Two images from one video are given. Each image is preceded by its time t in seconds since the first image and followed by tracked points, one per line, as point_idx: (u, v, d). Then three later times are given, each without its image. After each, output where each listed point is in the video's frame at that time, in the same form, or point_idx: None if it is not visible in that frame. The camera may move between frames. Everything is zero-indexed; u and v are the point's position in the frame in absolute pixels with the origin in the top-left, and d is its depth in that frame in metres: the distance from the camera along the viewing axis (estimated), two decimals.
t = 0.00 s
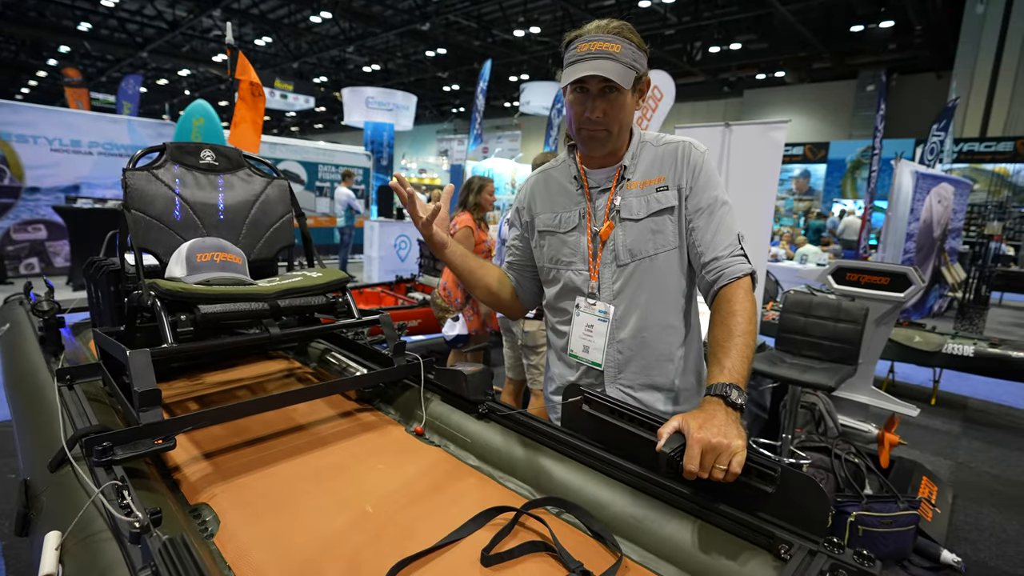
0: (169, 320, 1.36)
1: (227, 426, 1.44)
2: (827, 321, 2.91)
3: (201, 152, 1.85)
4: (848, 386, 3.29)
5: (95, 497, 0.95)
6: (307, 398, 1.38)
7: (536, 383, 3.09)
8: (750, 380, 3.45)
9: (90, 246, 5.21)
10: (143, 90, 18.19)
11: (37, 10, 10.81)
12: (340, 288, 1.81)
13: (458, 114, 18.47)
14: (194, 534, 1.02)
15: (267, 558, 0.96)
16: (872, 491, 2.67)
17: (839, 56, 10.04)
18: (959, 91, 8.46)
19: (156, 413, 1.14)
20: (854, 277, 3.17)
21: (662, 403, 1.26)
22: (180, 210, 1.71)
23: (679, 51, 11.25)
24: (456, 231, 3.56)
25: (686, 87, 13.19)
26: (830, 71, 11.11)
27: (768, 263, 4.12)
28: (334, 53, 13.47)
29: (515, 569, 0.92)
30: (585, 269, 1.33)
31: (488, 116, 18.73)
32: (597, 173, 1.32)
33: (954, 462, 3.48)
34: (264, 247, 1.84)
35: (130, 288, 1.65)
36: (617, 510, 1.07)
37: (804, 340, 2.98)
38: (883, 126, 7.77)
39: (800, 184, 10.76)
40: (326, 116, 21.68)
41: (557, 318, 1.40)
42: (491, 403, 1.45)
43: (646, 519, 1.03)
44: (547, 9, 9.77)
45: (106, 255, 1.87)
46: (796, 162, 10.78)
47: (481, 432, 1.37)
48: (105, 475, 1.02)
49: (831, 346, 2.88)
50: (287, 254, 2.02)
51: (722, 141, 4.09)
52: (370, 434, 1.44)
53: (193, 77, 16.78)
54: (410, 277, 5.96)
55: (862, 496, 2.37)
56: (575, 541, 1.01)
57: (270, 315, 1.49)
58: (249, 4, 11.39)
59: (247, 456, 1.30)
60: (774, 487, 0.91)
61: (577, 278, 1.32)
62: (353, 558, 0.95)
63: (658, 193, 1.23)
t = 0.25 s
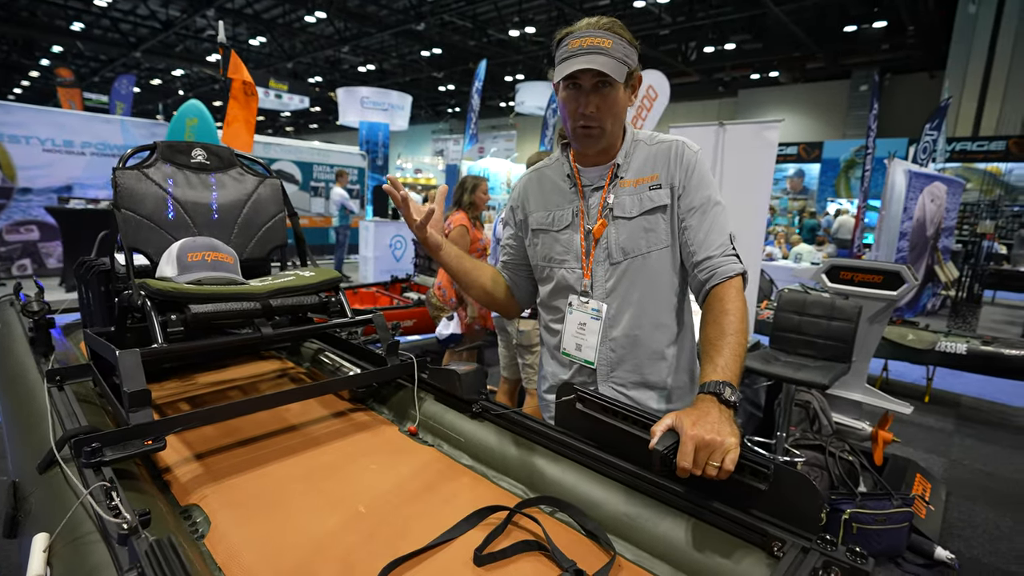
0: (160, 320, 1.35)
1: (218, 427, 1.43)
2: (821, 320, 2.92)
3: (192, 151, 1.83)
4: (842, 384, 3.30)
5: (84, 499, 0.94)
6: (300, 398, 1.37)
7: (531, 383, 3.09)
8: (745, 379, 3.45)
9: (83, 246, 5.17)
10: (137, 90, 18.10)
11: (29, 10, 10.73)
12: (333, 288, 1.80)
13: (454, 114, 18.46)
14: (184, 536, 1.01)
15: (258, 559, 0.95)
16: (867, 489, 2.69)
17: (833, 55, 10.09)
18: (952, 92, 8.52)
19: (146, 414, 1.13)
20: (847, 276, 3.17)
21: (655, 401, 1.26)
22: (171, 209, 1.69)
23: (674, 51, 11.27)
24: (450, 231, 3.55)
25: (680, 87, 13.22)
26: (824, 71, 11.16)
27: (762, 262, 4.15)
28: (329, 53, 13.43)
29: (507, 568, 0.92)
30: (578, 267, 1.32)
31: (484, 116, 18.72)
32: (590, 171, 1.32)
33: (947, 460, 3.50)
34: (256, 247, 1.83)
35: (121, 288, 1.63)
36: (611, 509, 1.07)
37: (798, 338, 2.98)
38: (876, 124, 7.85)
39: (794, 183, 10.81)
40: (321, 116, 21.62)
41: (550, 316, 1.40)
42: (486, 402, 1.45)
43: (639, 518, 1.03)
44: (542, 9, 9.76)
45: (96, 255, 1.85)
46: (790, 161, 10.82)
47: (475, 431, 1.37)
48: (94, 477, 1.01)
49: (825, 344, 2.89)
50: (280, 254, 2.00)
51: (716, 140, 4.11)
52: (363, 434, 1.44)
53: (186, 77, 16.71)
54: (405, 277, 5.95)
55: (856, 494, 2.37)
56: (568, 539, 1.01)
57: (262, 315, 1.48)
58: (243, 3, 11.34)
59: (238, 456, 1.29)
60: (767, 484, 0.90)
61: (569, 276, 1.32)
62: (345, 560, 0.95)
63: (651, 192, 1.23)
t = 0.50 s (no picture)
0: (145, 319, 1.33)
1: (206, 427, 1.42)
2: (813, 318, 2.93)
3: (180, 148, 1.82)
4: (835, 383, 3.30)
5: (64, 501, 0.93)
6: (288, 397, 1.36)
7: (525, 382, 3.08)
8: (739, 377, 3.46)
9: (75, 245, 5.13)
10: (131, 88, 17.98)
11: (21, 7, 10.64)
12: (323, 286, 1.78)
13: (450, 113, 18.43)
14: (168, 538, 1.00)
15: (243, 561, 0.94)
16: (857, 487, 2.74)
17: (828, 55, 10.12)
18: (945, 92, 8.56)
19: (130, 414, 1.12)
20: (840, 275, 3.19)
21: (643, 400, 1.25)
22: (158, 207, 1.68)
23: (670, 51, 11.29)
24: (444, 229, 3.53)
25: (676, 87, 13.24)
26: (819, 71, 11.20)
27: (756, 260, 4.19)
28: (325, 51, 13.37)
29: (493, 569, 0.91)
30: (567, 266, 1.32)
31: (480, 115, 18.70)
32: (580, 170, 1.31)
33: (940, 458, 3.51)
34: (245, 245, 1.81)
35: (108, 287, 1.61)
36: (599, 509, 1.06)
37: (791, 337, 2.99)
38: (870, 124, 7.86)
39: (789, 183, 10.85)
40: (317, 115, 21.55)
41: (540, 316, 1.40)
42: (476, 401, 1.44)
43: (627, 517, 1.02)
44: (538, 8, 9.75)
45: (83, 254, 1.83)
46: (785, 161, 10.86)
47: (464, 431, 1.36)
48: (75, 478, 1.00)
49: (818, 343, 2.90)
50: (270, 253, 1.99)
51: (711, 140, 4.16)
52: (353, 434, 1.43)
53: (181, 75, 16.60)
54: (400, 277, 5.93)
55: (849, 493, 2.40)
56: (556, 539, 1.00)
57: (250, 313, 1.47)
58: (238, 1, 11.28)
59: (225, 457, 1.28)
60: (754, 483, 0.90)
61: (558, 276, 1.32)
62: (331, 561, 0.94)
63: (640, 191, 1.23)
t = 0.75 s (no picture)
0: (141, 315, 1.33)
1: (203, 423, 1.42)
2: (821, 317, 2.88)
3: (180, 145, 1.83)
4: (843, 383, 3.25)
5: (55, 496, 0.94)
6: (284, 394, 1.36)
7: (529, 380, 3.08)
8: (745, 376, 3.41)
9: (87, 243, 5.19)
10: (145, 88, 18.18)
11: (38, 8, 10.78)
12: (322, 283, 1.78)
13: (460, 111, 18.43)
14: (158, 534, 1.00)
15: (231, 558, 0.94)
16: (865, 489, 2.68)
17: (843, 51, 9.97)
18: (962, 88, 8.40)
19: (124, 410, 1.12)
20: (849, 273, 3.14)
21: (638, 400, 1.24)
22: (158, 204, 1.68)
23: (681, 48, 11.19)
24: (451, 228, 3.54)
25: (687, 84, 13.12)
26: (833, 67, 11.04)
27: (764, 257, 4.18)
28: (335, 50, 13.42)
29: (482, 569, 0.90)
30: (562, 263, 1.31)
31: (490, 113, 18.67)
32: (577, 166, 1.29)
33: (952, 460, 3.45)
34: (245, 242, 1.82)
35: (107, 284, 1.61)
36: (591, 509, 1.05)
37: (798, 336, 2.94)
38: (881, 121, 7.71)
39: (801, 180, 10.72)
40: (328, 113, 21.66)
41: (535, 313, 1.39)
42: (472, 399, 1.43)
43: (618, 518, 1.01)
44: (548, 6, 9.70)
45: (85, 251, 1.84)
46: (798, 158, 10.73)
47: (459, 428, 1.36)
48: (68, 473, 1.00)
49: (825, 342, 2.85)
50: (270, 250, 1.99)
51: (719, 137, 4.19)
52: (349, 432, 1.42)
53: (194, 74, 16.75)
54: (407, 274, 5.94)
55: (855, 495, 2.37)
56: (547, 539, 0.99)
57: (247, 310, 1.47)
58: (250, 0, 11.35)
59: (220, 453, 1.28)
60: (748, 484, 0.88)
61: (553, 273, 1.31)
62: (319, 560, 0.93)
63: (637, 189, 1.21)
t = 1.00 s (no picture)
0: (144, 313, 1.36)
1: (207, 420, 1.44)
2: (835, 318, 2.82)
3: (188, 146, 1.86)
4: (859, 386, 3.16)
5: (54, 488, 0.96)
6: (285, 391, 1.38)
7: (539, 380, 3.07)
8: (758, 378, 3.35)
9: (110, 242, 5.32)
10: (169, 90, 18.59)
11: (67, 13, 11.09)
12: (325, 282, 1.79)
13: (477, 111, 18.46)
14: (156, 527, 1.02)
15: (224, 552, 0.95)
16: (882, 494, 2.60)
17: (867, 46, 9.75)
18: (991, 82, 8.15)
19: (126, 406, 1.15)
20: (866, 273, 3.06)
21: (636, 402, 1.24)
22: (166, 204, 1.71)
23: (700, 45, 11.05)
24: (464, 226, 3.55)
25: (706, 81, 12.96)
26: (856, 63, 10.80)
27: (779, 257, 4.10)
28: (354, 51, 13.55)
29: (471, 570, 0.89)
30: (560, 263, 1.30)
31: (506, 112, 18.69)
32: (578, 165, 1.27)
33: (974, 466, 3.35)
34: (251, 241, 1.84)
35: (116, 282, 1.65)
36: (584, 510, 1.04)
37: (811, 338, 2.88)
38: (907, 117, 7.55)
39: (823, 178, 10.47)
40: (346, 114, 21.89)
41: (534, 313, 1.38)
42: (471, 398, 1.43)
43: (612, 519, 1.00)
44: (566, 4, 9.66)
45: (98, 250, 1.88)
46: (819, 156, 10.52)
47: (457, 428, 1.35)
48: (70, 467, 1.03)
49: (838, 344, 2.79)
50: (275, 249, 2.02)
51: (733, 135, 4.14)
52: (349, 430, 1.43)
53: (216, 77, 17.06)
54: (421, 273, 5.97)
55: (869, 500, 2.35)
56: (538, 541, 0.98)
57: (249, 309, 1.48)
58: (270, 3, 11.53)
59: (222, 449, 1.30)
60: (740, 488, 0.86)
61: (551, 273, 1.30)
62: (310, 555, 0.94)
63: (639, 191, 1.19)
